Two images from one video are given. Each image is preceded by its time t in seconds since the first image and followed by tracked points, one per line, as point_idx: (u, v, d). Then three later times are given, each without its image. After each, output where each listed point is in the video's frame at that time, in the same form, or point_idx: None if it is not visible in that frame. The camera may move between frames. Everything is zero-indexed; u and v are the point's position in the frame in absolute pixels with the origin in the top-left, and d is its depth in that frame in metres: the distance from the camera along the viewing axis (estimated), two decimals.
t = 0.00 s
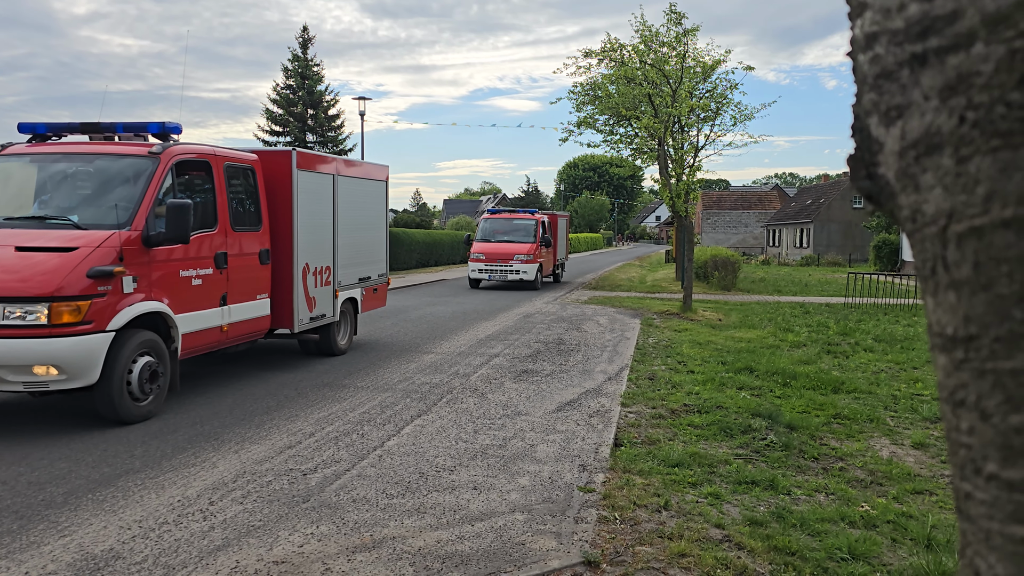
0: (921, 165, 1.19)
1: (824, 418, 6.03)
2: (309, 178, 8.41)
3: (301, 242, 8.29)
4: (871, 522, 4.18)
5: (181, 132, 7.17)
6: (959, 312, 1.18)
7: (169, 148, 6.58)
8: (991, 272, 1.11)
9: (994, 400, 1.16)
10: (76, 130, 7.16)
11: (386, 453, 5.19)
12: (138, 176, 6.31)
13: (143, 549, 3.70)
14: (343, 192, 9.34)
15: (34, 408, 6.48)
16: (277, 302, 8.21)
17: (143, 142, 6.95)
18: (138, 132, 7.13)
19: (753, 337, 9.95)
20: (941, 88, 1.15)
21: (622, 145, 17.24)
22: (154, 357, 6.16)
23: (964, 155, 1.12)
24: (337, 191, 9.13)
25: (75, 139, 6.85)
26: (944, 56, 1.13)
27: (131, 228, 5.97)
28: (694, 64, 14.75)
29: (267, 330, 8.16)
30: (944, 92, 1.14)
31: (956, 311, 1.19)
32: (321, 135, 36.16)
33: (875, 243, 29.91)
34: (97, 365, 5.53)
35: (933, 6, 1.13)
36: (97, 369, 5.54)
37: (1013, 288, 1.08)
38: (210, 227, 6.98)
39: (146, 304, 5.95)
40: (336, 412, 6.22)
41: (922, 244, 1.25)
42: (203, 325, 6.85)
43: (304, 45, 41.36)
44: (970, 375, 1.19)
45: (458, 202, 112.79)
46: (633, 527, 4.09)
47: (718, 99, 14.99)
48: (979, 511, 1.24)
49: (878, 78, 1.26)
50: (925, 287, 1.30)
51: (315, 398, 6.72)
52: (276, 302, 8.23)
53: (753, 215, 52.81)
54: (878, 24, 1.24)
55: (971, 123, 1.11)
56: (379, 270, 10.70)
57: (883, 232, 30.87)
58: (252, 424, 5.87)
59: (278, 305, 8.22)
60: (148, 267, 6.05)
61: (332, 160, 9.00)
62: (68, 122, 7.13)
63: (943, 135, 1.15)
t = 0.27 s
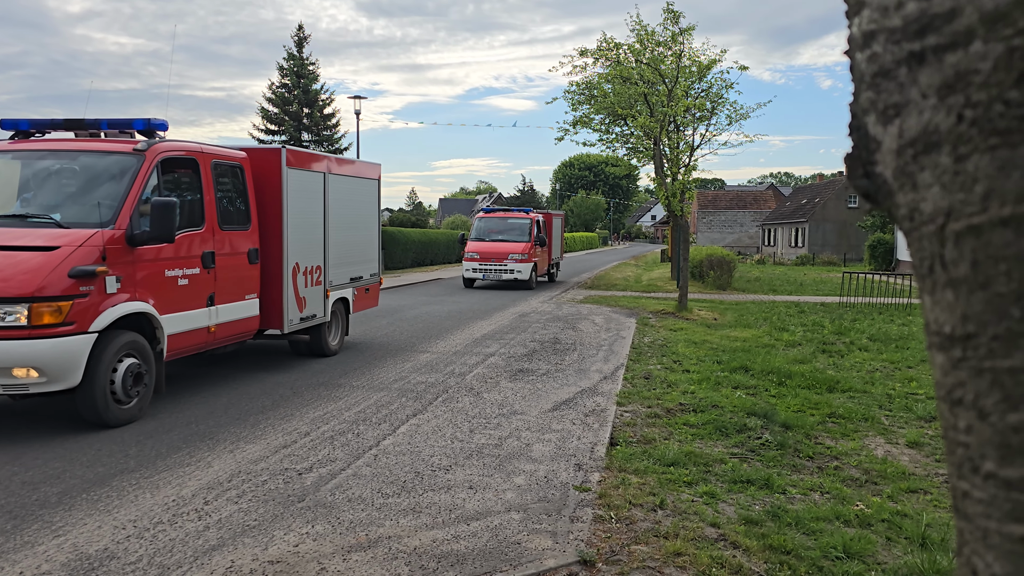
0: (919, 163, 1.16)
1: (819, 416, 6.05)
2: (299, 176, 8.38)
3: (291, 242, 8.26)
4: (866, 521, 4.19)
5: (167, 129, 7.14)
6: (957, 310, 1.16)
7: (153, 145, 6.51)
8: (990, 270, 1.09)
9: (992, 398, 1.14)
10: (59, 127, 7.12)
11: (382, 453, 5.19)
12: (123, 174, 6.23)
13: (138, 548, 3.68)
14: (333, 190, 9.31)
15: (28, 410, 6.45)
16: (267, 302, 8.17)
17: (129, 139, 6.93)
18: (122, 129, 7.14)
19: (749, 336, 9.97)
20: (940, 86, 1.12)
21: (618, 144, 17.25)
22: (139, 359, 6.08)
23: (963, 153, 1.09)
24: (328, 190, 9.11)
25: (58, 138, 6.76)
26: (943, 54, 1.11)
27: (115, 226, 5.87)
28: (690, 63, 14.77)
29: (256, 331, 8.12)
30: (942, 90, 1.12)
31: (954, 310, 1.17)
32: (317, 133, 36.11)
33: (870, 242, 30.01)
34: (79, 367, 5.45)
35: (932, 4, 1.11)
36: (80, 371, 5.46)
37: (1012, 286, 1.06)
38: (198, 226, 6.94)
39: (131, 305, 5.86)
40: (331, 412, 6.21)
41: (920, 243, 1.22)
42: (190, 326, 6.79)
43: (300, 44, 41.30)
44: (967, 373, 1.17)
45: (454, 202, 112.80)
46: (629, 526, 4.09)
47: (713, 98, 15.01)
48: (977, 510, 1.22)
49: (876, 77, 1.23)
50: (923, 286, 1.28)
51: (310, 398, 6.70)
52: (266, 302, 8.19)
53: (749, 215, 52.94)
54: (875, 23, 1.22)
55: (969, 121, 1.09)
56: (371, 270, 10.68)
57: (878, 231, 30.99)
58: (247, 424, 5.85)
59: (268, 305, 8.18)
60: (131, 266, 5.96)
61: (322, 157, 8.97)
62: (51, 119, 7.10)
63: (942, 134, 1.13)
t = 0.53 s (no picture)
0: (915, 163, 1.16)
1: (814, 416, 6.06)
2: (289, 174, 8.35)
3: (280, 242, 8.23)
4: (861, 520, 4.20)
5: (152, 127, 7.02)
6: (953, 310, 1.16)
7: (138, 142, 6.41)
8: (986, 270, 1.09)
9: (989, 398, 1.14)
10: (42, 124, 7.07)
11: (378, 453, 5.18)
12: (106, 171, 6.14)
13: (132, 549, 3.67)
14: (324, 189, 9.28)
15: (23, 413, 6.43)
16: (256, 303, 8.14)
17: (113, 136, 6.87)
18: (107, 126, 7.05)
19: (745, 335, 9.99)
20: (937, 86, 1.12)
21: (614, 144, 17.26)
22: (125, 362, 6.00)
23: (960, 153, 1.09)
24: (318, 188, 9.08)
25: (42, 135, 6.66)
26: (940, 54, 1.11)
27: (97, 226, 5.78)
28: (686, 63, 14.78)
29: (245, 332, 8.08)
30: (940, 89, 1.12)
31: (950, 310, 1.17)
32: (313, 133, 36.07)
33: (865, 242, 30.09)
34: (60, 370, 5.34)
35: (929, 3, 1.10)
36: (61, 374, 5.36)
37: (1008, 286, 1.06)
38: (184, 225, 6.88)
39: (115, 306, 5.77)
40: (327, 412, 6.19)
41: (916, 242, 1.22)
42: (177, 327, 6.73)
43: (296, 43, 41.22)
44: (963, 373, 1.17)
45: (450, 202, 112.79)
46: (625, 526, 4.09)
47: (709, 98, 15.03)
48: (973, 509, 1.22)
49: (872, 76, 1.23)
50: (919, 286, 1.28)
51: (306, 398, 6.69)
52: (254, 302, 8.15)
53: (744, 215, 53.06)
54: (872, 22, 1.22)
55: (966, 120, 1.09)
56: (362, 270, 10.66)
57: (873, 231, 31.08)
58: (242, 424, 5.83)
59: (257, 305, 8.14)
60: (115, 267, 5.86)
61: (312, 155, 8.93)
62: (34, 115, 7.05)
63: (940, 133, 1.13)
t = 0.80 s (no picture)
0: (915, 162, 1.16)
1: (811, 416, 6.07)
2: (280, 172, 8.32)
3: (270, 242, 8.19)
4: (858, 519, 4.20)
5: (138, 124, 6.98)
6: (953, 309, 1.16)
7: (124, 140, 6.37)
8: (986, 270, 1.09)
9: (989, 398, 1.14)
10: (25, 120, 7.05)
11: (375, 453, 5.17)
12: (90, 170, 6.09)
13: (129, 549, 3.66)
14: (316, 188, 9.26)
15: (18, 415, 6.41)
16: (245, 304, 8.10)
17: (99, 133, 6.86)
18: (92, 123, 7.01)
19: (742, 335, 10.00)
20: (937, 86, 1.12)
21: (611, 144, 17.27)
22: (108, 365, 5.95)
23: (960, 153, 1.10)
24: (309, 188, 9.05)
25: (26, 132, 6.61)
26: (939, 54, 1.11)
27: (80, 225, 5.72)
28: (683, 63, 14.79)
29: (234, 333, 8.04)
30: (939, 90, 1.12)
31: (950, 310, 1.17)
32: (310, 132, 36.01)
33: (861, 242, 30.15)
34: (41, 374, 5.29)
35: (928, 3, 1.11)
36: (42, 378, 5.30)
37: (1008, 286, 1.06)
38: (171, 224, 6.84)
39: (99, 308, 5.73)
40: (324, 412, 6.18)
41: (916, 242, 1.22)
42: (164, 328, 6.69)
43: (293, 42, 41.12)
44: (964, 373, 1.17)
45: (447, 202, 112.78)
46: (622, 526, 4.09)
47: (706, 98, 15.05)
48: (972, 509, 1.23)
49: (871, 76, 1.23)
50: (919, 286, 1.28)
51: (303, 398, 6.68)
52: (245, 303, 8.12)
53: (741, 215, 53.13)
54: (872, 22, 1.22)
55: (966, 120, 1.09)
56: (355, 270, 10.63)
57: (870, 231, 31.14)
58: (240, 424, 5.82)
59: (247, 306, 8.11)
60: (99, 267, 5.82)
61: (304, 154, 8.91)
62: (17, 112, 7.01)
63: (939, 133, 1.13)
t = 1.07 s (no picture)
0: (914, 164, 1.17)
1: (809, 415, 6.07)
2: (271, 171, 8.31)
3: (261, 243, 8.18)
4: (856, 519, 4.21)
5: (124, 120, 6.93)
6: (952, 310, 1.16)
7: (109, 137, 6.34)
8: (985, 271, 1.09)
9: (988, 398, 1.14)
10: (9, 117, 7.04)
11: (373, 453, 5.17)
12: (74, 167, 6.06)
13: (127, 549, 3.65)
14: (308, 187, 9.25)
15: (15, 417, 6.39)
16: (235, 305, 8.09)
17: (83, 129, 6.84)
18: (77, 120, 6.99)
19: (740, 335, 10.01)
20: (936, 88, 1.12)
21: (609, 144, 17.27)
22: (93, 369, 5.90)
23: (959, 155, 1.10)
24: (301, 187, 9.04)
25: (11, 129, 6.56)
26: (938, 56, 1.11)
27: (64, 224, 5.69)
28: (681, 63, 14.79)
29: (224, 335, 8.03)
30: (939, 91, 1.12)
31: (949, 310, 1.17)
32: (307, 132, 35.96)
33: (859, 242, 30.19)
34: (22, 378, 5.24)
35: (928, 5, 1.11)
36: (23, 381, 5.26)
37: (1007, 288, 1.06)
38: (158, 224, 6.82)
39: (82, 310, 5.69)
40: (322, 412, 6.18)
41: (915, 243, 1.22)
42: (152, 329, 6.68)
43: (291, 42, 41.04)
44: (963, 373, 1.17)
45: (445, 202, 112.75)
46: (621, 526, 4.09)
47: (704, 98, 15.06)
48: (971, 509, 1.23)
49: (871, 77, 1.23)
50: (918, 287, 1.28)
51: (300, 398, 6.67)
52: (235, 304, 8.10)
53: (739, 215, 53.18)
54: (871, 23, 1.22)
55: (965, 122, 1.09)
56: (349, 270, 10.62)
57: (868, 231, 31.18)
58: (237, 424, 5.81)
59: (238, 306, 8.09)
60: (83, 267, 5.78)
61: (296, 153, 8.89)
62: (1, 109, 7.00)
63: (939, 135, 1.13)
